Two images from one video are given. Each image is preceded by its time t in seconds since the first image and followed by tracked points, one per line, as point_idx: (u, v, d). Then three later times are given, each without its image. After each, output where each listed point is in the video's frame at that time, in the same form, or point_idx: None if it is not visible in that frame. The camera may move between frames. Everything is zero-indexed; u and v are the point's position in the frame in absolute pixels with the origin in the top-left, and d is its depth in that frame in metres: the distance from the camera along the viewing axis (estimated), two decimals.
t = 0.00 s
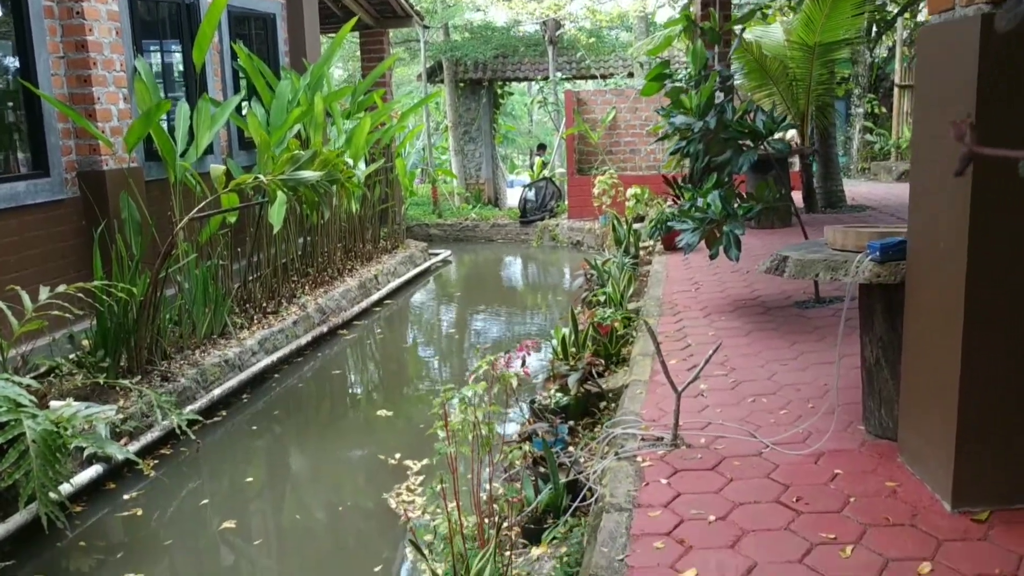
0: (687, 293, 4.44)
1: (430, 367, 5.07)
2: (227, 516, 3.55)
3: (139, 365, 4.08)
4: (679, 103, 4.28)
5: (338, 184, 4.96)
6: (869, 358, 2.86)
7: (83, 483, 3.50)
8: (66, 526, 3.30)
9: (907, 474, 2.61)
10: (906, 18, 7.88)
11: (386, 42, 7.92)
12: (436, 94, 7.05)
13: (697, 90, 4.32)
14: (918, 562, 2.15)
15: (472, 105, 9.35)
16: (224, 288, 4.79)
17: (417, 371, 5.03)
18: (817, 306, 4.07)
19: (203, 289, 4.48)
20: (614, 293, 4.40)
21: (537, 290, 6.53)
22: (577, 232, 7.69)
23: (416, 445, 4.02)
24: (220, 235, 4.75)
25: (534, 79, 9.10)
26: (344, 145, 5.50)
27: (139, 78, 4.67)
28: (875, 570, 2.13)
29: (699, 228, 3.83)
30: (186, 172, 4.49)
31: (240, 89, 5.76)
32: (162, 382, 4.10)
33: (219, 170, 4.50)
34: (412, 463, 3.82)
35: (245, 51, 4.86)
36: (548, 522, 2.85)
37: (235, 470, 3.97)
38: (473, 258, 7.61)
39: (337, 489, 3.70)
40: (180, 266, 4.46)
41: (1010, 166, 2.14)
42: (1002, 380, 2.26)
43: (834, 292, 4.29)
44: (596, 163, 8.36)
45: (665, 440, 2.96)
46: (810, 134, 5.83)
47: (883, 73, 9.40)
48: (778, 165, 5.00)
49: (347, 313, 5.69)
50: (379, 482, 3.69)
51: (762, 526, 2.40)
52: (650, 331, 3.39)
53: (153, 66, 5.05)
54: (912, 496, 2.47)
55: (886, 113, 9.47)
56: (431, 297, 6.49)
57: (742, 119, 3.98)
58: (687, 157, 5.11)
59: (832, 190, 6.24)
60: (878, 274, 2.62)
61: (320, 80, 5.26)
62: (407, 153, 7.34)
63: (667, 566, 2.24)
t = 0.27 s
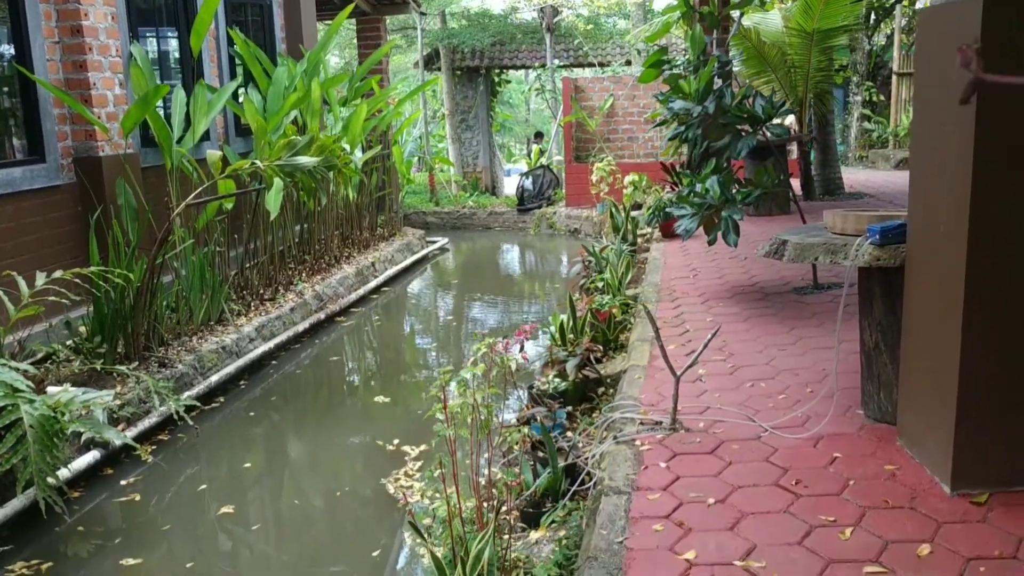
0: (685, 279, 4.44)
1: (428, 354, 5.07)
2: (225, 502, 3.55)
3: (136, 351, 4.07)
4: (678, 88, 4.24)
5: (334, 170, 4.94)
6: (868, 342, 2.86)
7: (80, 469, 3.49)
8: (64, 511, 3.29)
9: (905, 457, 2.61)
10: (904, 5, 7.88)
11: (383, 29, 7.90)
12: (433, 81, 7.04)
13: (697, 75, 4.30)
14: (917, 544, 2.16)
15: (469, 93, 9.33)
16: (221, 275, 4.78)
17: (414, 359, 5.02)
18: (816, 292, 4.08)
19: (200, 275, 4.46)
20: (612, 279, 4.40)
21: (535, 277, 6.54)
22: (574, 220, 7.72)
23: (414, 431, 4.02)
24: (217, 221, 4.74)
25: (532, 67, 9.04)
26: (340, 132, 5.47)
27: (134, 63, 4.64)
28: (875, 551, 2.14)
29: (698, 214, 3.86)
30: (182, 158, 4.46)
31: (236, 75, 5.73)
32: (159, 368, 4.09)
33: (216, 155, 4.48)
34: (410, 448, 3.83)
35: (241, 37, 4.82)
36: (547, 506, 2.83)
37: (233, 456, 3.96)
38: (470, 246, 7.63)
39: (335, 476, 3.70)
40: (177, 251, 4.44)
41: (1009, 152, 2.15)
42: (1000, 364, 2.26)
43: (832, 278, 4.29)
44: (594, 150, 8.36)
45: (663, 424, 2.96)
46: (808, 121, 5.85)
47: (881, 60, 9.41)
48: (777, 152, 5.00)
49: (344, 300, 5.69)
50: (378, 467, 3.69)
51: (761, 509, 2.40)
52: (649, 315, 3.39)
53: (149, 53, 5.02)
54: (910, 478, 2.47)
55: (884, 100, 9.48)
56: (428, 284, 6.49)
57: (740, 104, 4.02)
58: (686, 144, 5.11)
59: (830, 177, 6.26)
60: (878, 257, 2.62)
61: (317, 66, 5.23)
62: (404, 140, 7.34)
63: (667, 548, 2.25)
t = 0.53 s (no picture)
0: (685, 270, 4.44)
1: (428, 344, 5.07)
2: (225, 492, 3.54)
3: (136, 341, 4.06)
4: (679, 78, 4.20)
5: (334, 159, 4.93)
6: (869, 331, 2.86)
7: (80, 457, 3.48)
8: (64, 500, 3.29)
9: (906, 444, 2.61)
10: None
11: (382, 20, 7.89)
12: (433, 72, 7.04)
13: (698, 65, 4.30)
14: (919, 530, 2.15)
15: (468, 85, 9.33)
16: (220, 265, 4.77)
17: (413, 351, 4.99)
18: (816, 281, 4.08)
19: (200, 265, 4.46)
20: (613, 270, 4.40)
21: (534, 268, 6.56)
22: (574, 212, 7.73)
23: (414, 421, 4.02)
24: (216, 211, 4.73)
25: (531, 58, 9.04)
26: (339, 123, 5.46)
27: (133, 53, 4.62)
28: (877, 537, 2.13)
29: (698, 203, 3.87)
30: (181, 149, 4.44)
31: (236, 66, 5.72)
32: (158, 357, 4.08)
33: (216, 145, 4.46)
34: (410, 438, 3.83)
35: (241, 27, 4.80)
36: (547, 493, 2.83)
37: (233, 446, 3.96)
38: (469, 237, 7.65)
39: (335, 465, 3.69)
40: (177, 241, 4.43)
41: (1012, 137, 2.15)
42: (1002, 351, 2.26)
43: (833, 268, 4.30)
44: (593, 142, 8.37)
45: (664, 412, 2.95)
46: (807, 113, 5.88)
47: (881, 53, 9.42)
48: (777, 143, 5.01)
49: (344, 291, 5.69)
50: (378, 456, 3.69)
51: (762, 495, 2.39)
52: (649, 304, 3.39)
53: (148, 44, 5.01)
54: (912, 465, 2.48)
55: (883, 93, 9.49)
56: (428, 275, 6.51)
57: (741, 93, 4.09)
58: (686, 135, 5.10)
59: (829, 169, 6.28)
60: (880, 244, 2.62)
61: (316, 56, 5.21)
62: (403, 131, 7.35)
63: (668, 534, 2.23)
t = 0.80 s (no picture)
0: (689, 252, 4.44)
1: (431, 326, 5.09)
2: (228, 470, 3.55)
3: (140, 319, 4.06)
4: (685, 58, 4.18)
5: (339, 139, 4.91)
6: (874, 311, 2.86)
7: (84, 435, 3.49)
8: (69, 476, 3.29)
9: (910, 424, 2.62)
10: None
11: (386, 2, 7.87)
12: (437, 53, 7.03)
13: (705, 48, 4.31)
14: (923, 508, 2.16)
15: (472, 68, 9.32)
16: (224, 245, 4.77)
17: (415, 335, 4.98)
18: (820, 264, 4.08)
19: (203, 244, 4.45)
20: (616, 251, 4.40)
21: (537, 251, 6.57)
22: (577, 195, 7.75)
23: (418, 401, 4.04)
24: (220, 191, 4.73)
25: (535, 41, 9.03)
26: (343, 103, 5.44)
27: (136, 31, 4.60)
28: (881, 514, 2.14)
29: (704, 184, 3.87)
30: (184, 128, 4.43)
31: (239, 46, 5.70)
32: (162, 336, 4.09)
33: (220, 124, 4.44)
34: (413, 417, 3.84)
35: (244, 6, 4.78)
36: (551, 472, 2.83)
37: (236, 424, 3.97)
38: (472, 220, 7.66)
39: (338, 444, 3.70)
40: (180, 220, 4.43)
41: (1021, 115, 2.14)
42: (1009, 330, 2.26)
43: (837, 251, 4.30)
44: (597, 125, 8.37)
45: (668, 391, 2.96)
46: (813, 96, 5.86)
47: (886, 37, 9.40)
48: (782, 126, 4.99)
49: (347, 272, 5.70)
50: (382, 435, 3.70)
51: (766, 473, 2.39)
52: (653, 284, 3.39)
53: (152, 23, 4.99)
54: (916, 445, 2.48)
55: (887, 78, 9.48)
56: (431, 257, 6.52)
57: (748, 74, 4.09)
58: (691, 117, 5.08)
59: (834, 153, 6.27)
60: (886, 224, 2.62)
61: (320, 36, 5.19)
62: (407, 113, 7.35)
63: (673, 510, 2.22)
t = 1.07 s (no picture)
0: (709, 239, 4.42)
1: (451, 310, 5.11)
2: (248, 451, 3.58)
3: (162, 301, 4.10)
4: (708, 43, 4.15)
5: (359, 123, 4.92)
6: (897, 299, 2.83)
7: (108, 414, 3.53)
8: (93, 454, 3.34)
9: (931, 413, 2.60)
10: None
11: None
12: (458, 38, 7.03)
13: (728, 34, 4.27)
14: (942, 496, 2.15)
15: (492, 53, 9.31)
16: (245, 228, 4.80)
17: (433, 320, 4.99)
18: (842, 252, 4.06)
19: (225, 227, 4.48)
20: (636, 238, 4.39)
21: (556, 237, 6.58)
22: (597, 181, 7.75)
23: (436, 385, 4.06)
24: (241, 174, 4.75)
25: (556, 27, 9.01)
26: (364, 87, 5.44)
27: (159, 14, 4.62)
28: (900, 502, 2.13)
29: (726, 170, 3.85)
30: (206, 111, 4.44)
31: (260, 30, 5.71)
32: (184, 317, 4.12)
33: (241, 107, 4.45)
34: (432, 401, 3.86)
35: None
36: (569, 456, 2.83)
37: (256, 405, 4.00)
38: (492, 206, 7.67)
39: (357, 427, 3.73)
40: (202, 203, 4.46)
41: None
42: None
43: (859, 239, 4.27)
44: (618, 111, 8.35)
45: (687, 377, 2.95)
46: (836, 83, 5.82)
47: (912, 25, 9.31)
48: (805, 113, 4.96)
49: (367, 256, 5.73)
50: (400, 418, 3.73)
51: (785, 460, 2.39)
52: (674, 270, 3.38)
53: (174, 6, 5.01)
54: (936, 433, 2.47)
55: (912, 65, 9.38)
56: (450, 242, 6.54)
57: (772, 59, 4.06)
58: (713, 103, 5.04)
59: (857, 141, 6.23)
60: (910, 212, 2.59)
61: (341, 20, 5.19)
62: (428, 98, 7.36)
63: (691, 495, 2.22)
